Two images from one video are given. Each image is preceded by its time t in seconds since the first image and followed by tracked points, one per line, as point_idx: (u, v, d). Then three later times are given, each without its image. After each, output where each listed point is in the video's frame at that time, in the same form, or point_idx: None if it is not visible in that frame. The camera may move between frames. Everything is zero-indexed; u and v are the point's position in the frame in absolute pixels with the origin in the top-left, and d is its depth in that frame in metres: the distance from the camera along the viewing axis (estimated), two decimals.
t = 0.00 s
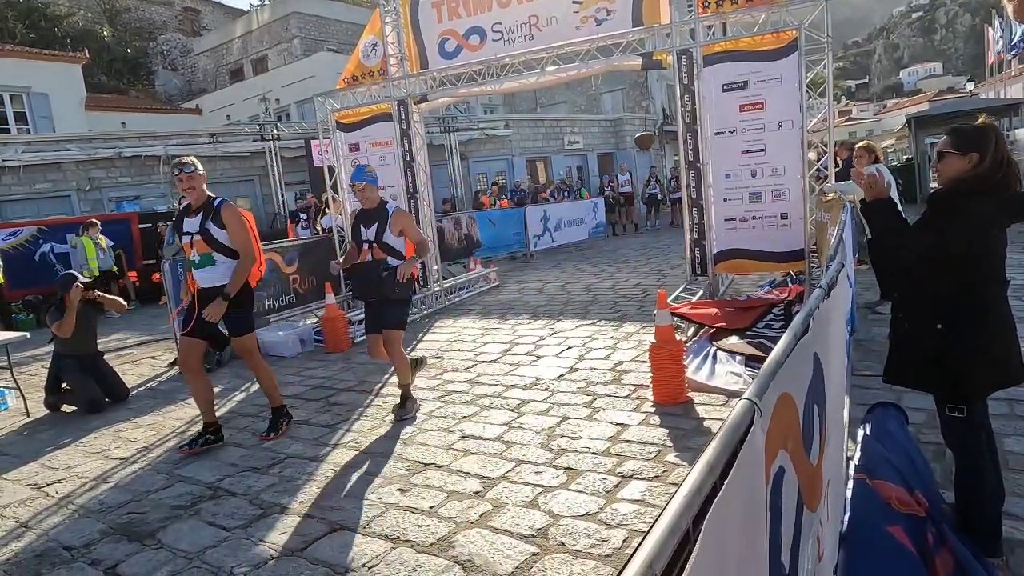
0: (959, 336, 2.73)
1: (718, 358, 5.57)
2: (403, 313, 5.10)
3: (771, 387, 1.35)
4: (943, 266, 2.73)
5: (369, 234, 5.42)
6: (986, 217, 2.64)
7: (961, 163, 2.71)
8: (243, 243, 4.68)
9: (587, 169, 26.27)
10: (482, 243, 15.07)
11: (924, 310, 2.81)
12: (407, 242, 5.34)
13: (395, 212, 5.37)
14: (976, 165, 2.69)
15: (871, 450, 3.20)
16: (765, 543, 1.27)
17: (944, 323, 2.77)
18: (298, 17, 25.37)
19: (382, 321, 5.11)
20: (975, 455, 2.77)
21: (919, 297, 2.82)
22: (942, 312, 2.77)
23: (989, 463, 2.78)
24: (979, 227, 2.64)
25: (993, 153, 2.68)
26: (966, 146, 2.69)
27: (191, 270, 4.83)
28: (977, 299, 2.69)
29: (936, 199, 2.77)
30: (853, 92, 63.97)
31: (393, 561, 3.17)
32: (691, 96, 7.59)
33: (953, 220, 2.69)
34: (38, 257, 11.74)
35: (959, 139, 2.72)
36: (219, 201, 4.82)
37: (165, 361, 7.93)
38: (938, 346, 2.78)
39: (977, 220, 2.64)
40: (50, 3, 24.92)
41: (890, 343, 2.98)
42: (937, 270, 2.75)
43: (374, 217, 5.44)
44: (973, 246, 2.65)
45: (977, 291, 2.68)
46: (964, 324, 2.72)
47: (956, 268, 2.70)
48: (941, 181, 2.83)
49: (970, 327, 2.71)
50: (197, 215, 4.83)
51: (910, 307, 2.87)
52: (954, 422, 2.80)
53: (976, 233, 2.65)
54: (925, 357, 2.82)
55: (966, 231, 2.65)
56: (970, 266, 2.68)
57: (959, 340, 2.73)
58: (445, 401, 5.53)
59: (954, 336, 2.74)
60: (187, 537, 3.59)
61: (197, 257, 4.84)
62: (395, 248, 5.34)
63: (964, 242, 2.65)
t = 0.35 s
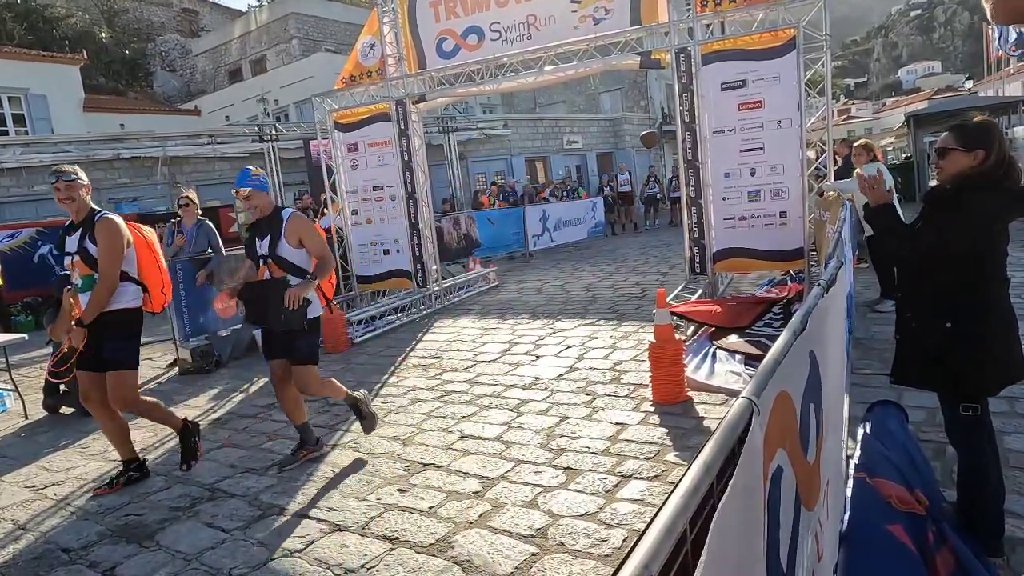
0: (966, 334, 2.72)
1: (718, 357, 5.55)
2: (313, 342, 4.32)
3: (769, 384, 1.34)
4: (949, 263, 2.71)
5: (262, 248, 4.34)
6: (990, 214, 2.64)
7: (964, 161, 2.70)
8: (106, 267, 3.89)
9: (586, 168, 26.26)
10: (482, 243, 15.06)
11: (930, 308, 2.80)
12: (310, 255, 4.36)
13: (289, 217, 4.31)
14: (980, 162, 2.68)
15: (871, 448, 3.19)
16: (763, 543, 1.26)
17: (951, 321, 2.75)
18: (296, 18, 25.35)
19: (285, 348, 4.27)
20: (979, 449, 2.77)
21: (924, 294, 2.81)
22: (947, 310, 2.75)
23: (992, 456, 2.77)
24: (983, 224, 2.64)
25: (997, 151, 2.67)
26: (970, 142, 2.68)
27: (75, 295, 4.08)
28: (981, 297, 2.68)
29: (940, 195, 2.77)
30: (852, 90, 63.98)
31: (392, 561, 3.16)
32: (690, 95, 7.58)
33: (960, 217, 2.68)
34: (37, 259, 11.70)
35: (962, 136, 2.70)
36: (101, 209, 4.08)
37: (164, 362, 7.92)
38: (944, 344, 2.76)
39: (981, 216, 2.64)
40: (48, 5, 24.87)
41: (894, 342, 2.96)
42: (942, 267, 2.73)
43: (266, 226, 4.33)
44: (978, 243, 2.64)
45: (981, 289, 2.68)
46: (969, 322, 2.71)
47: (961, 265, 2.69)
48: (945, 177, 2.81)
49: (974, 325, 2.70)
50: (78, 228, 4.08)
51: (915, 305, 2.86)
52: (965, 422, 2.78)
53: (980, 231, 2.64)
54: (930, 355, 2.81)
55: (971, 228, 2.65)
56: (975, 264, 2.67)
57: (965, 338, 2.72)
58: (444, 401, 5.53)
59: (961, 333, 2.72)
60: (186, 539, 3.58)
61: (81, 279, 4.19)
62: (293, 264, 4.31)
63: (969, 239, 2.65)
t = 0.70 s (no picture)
0: (972, 334, 2.70)
1: (715, 357, 5.54)
2: (222, 360, 3.74)
3: (762, 384, 1.34)
4: (950, 263, 2.71)
5: (149, 266, 3.69)
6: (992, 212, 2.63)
7: (964, 159, 2.71)
8: (0, 290, 3.25)
9: (585, 168, 26.25)
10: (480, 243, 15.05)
11: (932, 309, 2.79)
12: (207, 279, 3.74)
13: (183, 235, 3.65)
14: (979, 160, 2.68)
15: (869, 448, 3.19)
16: (755, 544, 1.25)
17: (955, 322, 2.73)
18: (294, 18, 25.32)
19: (166, 390, 3.61)
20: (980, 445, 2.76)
21: (926, 295, 2.80)
22: (950, 311, 2.73)
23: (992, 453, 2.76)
24: (985, 222, 2.63)
25: (996, 150, 2.68)
26: (970, 139, 2.68)
27: None
28: (984, 296, 2.67)
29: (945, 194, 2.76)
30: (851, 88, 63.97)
31: (390, 562, 3.16)
32: (688, 94, 7.58)
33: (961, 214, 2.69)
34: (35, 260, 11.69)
35: (962, 134, 2.70)
36: None
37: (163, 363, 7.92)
38: (951, 345, 2.74)
39: (983, 214, 2.63)
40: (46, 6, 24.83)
41: (896, 344, 2.95)
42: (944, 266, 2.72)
43: (156, 241, 3.67)
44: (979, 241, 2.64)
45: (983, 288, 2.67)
46: (973, 322, 2.69)
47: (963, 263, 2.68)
48: (944, 175, 2.81)
49: (979, 324, 2.69)
50: None
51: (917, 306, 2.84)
52: (969, 422, 2.76)
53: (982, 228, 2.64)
54: (934, 358, 2.79)
55: (973, 226, 2.64)
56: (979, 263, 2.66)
57: (971, 339, 2.70)
58: (443, 401, 5.52)
59: (966, 333, 2.70)
60: (184, 541, 3.58)
61: None
62: (183, 288, 3.67)
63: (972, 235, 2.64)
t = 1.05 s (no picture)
0: (973, 337, 2.69)
1: (710, 356, 5.55)
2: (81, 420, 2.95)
3: (741, 385, 1.35)
4: (947, 264, 2.70)
5: None
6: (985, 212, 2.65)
7: (956, 158, 2.72)
8: None
9: (583, 168, 26.29)
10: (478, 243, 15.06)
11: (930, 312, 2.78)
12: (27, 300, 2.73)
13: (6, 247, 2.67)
14: (969, 159, 2.71)
15: (861, 447, 3.20)
16: (734, 544, 1.27)
17: (957, 326, 2.71)
18: (292, 19, 25.32)
19: None
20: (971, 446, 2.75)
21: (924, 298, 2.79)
22: (949, 315, 2.73)
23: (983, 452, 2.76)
24: (978, 222, 2.65)
25: (984, 150, 2.72)
26: (960, 139, 2.70)
27: None
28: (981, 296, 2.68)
29: (937, 194, 2.77)
30: (848, 87, 64.03)
31: (384, 563, 3.17)
32: (684, 94, 7.58)
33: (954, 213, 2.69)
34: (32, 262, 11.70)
35: (952, 133, 2.73)
36: None
37: (160, 365, 7.93)
38: (953, 350, 2.72)
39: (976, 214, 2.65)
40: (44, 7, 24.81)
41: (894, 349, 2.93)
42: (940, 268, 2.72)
43: None
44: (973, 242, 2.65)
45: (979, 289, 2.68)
46: (973, 324, 2.69)
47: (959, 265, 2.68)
48: (934, 175, 2.83)
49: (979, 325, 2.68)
50: None
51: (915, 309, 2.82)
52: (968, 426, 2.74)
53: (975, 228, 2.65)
54: (936, 363, 2.76)
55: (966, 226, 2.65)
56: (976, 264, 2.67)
57: (973, 341, 2.69)
58: (439, 401, 5.53)
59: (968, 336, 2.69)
60: (179, 542, 3.58)
61: None
62: None
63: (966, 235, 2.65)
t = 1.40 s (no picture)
0: (980, 345, 2.68)
1: (710, 356, 5.55)
2: None
3: (742, 383, 1.36)
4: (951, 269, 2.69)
5: None
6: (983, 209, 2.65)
7: (954, 158, 2.74)
8: None
9: (582, 168, 26.31)
10: (478, 243, 15.07)
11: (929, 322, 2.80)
12: None
13: None
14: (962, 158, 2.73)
15: (860, 446, 3.20)
16: (735, 543, 1.27)
17: (963, 337, 2.71)
18: (291, 19, 25.31)
19: None
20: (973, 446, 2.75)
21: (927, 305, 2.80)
22: (954, 325, 2.73)
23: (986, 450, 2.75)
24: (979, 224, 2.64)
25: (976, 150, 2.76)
26: (956, 138, 2.72)
27: None
28: (986, 304, 2.65)
29: (934, 195, 2.78)
30: (848, 87, 64.01)
31: (384, 563, 3.17)
32: (683, 94, 7.58)
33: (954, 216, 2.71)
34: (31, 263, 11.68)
35: (950, 131, 2.73)
36: None
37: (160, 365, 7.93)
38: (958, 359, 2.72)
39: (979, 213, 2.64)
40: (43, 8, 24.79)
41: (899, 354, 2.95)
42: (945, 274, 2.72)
43: None
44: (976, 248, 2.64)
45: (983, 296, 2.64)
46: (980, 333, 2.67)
47: (962, 272, 2.67)
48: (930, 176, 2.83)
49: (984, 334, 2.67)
50: None
51: (918, 319, 2.84)
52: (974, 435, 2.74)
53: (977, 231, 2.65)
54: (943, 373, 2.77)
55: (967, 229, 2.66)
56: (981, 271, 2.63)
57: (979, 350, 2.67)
58: (439, 402, 5.54)
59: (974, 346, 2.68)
60: (179, 542, 3.58)
61: None
62: None
63: (966, 239, 2.66)
